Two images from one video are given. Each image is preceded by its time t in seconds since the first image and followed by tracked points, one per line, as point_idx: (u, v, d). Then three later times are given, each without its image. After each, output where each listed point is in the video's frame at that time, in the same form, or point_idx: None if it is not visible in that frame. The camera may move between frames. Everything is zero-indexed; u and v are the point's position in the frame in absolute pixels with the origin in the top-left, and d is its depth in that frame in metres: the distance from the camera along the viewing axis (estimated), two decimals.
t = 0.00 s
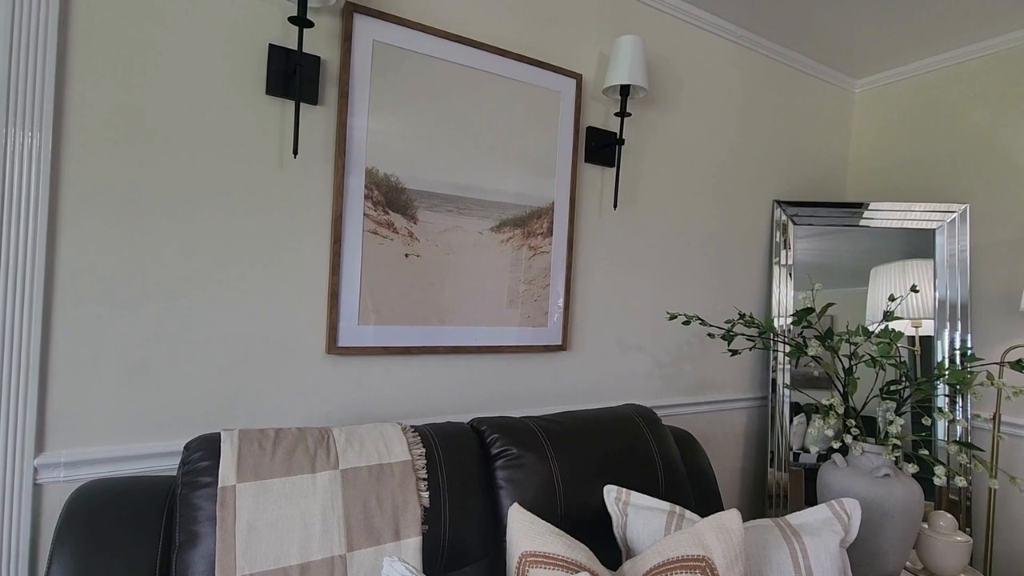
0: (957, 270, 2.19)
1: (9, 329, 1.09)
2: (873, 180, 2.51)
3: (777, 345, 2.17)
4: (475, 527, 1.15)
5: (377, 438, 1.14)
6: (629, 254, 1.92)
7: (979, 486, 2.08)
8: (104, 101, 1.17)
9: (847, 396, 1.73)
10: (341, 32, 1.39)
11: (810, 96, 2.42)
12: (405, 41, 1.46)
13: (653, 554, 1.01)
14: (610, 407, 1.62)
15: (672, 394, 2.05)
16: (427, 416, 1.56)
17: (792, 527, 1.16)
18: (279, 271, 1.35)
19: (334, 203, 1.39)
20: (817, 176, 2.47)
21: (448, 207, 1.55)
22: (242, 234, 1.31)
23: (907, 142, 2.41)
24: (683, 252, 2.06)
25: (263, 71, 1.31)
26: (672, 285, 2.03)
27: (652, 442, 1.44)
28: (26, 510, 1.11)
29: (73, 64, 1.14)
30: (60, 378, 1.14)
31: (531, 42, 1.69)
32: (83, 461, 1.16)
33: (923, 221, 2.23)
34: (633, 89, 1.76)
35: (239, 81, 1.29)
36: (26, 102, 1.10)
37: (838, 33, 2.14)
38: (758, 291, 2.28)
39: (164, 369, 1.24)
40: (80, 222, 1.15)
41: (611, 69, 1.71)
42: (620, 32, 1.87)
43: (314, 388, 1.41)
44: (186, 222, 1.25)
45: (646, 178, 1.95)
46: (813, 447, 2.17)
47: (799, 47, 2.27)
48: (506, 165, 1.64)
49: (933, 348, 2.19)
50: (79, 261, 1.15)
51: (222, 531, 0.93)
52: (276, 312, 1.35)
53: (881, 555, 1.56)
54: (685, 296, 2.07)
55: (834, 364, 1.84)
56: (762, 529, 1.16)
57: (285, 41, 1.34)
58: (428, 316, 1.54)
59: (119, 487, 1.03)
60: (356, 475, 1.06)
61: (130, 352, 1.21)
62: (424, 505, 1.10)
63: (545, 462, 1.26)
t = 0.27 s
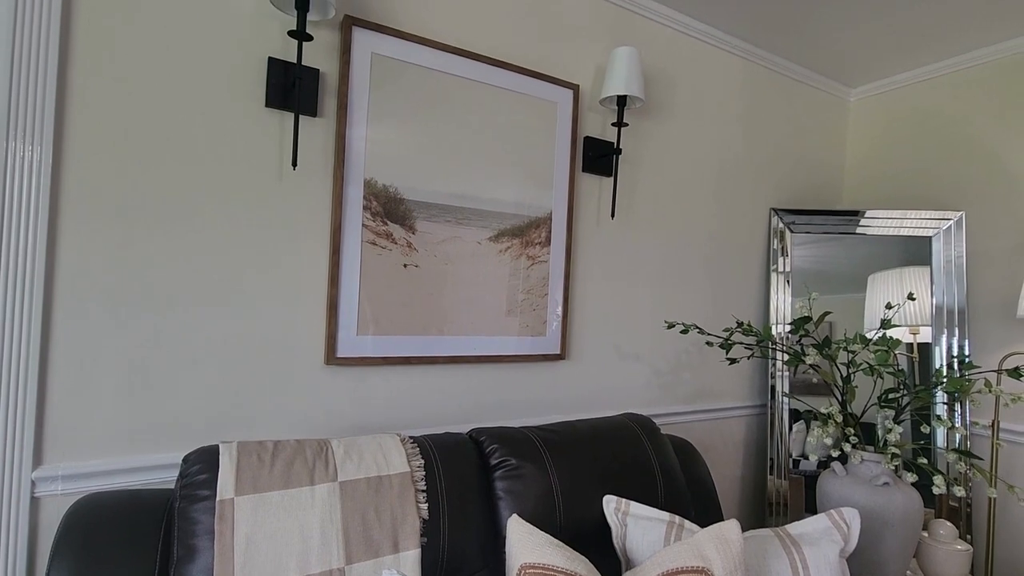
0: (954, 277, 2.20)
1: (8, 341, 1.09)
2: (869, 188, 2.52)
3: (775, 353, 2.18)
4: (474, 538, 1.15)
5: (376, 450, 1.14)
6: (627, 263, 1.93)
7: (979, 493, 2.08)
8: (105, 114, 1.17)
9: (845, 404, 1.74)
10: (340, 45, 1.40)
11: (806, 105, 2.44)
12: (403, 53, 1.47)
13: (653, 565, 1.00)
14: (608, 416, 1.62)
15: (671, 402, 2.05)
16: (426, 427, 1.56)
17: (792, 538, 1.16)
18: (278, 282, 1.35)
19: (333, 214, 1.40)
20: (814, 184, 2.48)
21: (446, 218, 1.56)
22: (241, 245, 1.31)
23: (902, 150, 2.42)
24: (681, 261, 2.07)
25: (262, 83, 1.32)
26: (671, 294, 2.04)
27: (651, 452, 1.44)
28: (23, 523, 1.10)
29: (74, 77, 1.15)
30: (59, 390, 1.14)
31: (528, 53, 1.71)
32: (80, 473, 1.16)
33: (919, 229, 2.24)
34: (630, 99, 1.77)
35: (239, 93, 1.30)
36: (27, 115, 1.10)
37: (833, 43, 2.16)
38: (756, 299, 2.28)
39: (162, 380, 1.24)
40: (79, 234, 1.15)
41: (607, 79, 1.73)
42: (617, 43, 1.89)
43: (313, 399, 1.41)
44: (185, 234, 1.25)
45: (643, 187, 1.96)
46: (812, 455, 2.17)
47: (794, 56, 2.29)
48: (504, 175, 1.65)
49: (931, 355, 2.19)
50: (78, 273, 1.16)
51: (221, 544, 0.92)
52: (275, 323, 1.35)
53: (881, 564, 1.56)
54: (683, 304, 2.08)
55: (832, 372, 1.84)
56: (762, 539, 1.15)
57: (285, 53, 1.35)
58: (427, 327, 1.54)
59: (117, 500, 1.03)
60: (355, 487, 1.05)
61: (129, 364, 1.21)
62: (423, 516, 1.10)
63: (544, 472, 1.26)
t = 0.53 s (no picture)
0: (953, 282, 2.21)
1: (9, 353, 1.09)
2: (867, 194, 2.53)
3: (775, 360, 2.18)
4: (475, 548, 1.15)
5: (376, 460, 1.14)
6: (626, 271, 1.93)
7: (981, 500, 2.07)
8: (106, 125, 1.18)
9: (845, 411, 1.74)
10: (340, 56, 1.41)
11: (803, 113, 2.45)
12: (403, 64, 1.49)
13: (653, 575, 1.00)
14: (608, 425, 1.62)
15: (672, 409, 2.04)
16: (425, 436, 1.56)
17: (793, 546, 1.16)
18: (278, 292, 1.36)
19: (333, 224, 1.40)
20: (812, 191, 2.49)
21: (446, 226, 1.56)
22: (242, 256, 1.31)
23: (900, 156, 2.43)
24: (680, 268, 2.07)
25: (263, 95, 1.33)
26: (670, 301, 2.04)
27: (651, 461, 1.43)
28: (22, 535, 1.10)
29: (76, 89, 1.15)
30: (59, 401, 1.14)
31: (527, 63, 1.72)
32: (80, 484, 1.15)
33: (917, 236, 2.25)
34: (628, 108, 1.78)
35: (239, 105, 1.30)
36: (29, 126, 1.11)
37: (829, 51, 2.17)
38: (755, 306, 2.28)
39: (162, 391, 1.24)
40: (80, 245, 1.16)
41: (605, 88, 1.74)
42: (614, 52, 1.90)
43: (313, 409, 1.40)
44: (185, 245, 1.25)
45: (642, 195, 1.97)
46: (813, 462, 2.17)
47: (791, 65, 2.31)
48: (503, 184, 1.66)
49: (931, 361, 2.19)
50: (79, 283, 1.16)
51: (220, 556, 0.92)
52: (275, 332, 1.36)
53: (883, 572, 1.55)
54: (683, 311, 2.08)
55: (832, 379, 1.84)
56: (763, 547, 1.15)
57: (285, 65, 1.36)
58: (426, 335, 1.54)
59: (116, 512, 1.03)
60: (355, 497, 1.05)
61: (129, 374, 1.21)
62: (423, 527, 1.10)
63: (544, 481, 1.25)
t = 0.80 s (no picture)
0: (953, 287, 2.21)
1: (11, 364, 1.09)
2: (866, 200, 2.54)
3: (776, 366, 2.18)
4: (477, 558, 1.14)
5: (378, 469, 1.14)
6: (627, 278, 1.93)
7: (984, 505, 2.06)
8: (109, 137, 1.19)
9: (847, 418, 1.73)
10: (340, 67, 1.42)
11: (802, 120, 2.46)
12: (403, 74, 1.50)
13: None
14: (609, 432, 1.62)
15: (673, 417, 2.04)
16: (427, 444, 1.56)
17: (797, 554, 1.15)
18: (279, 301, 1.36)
19: (334, 233, 1.41)
20: (811, 196, 2.50)
21: (446, 235, 1.57)
22: (243, 265, 1.32)
23: (899, 162, 2.44)
24: (680, 275, 2.07)
25: (264, 105, 1.34)
26: (670, 308, 2.04)
27: (653, 468, 1.43)
28: (23, 546, 1.10)
29: (79, 99, 1.16)
30: (61, 411, 1.15)
31: (527, 72, 1.73)
32: (82, 495, 1.15)
33: (917, 242, 2.25)
34: (627, 116, 1.79)
35: (241, 116, 1.31)
36: (33, 136, 1.11)
37: (827, 59, 2.19)
38: (756, 312, 2.28)
39: (164, 401, 1.24)
40: (83, 256, 1.16)
41: (605, 97, 1.74)
42: (613, 61, 1.91)
43: (313, 418, 1.40)
44: (188, 255, 1.26)
45: (642, 203, 1.97)
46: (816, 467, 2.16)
47: (790, 72, 2.32)
48: (503, 192, 1.67)
49: (933, 366, 2.19)
50: (81, 293, 1.16)
51: (222, 567, 0.92)
52: (277, 342, 1.36)
53: None
54: (683, 318, 2.08)
55: (834, 386, 1.84)
56: (766, 556, 1.15)
57: (286, 76, 1.37)
58: (427, 344, 1.54)
59: (119, 523, 1.02)
60: (357, 507, 1.05)
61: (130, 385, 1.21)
62: (424, 537, 1.10)
63: (547, 490, 1.25)
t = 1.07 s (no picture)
0: (955, 291, 2.21)
1: (15, 375, 1.10)
2: (867, 205, 2.54)
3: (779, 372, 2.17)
4: (480, 568, 1.14)
5: (380, 479, 1.14)
6: (628, 285, 1.94)
7: (990, 511, 2.05)
8: (114, 149, 1.19)
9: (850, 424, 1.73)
10: (343, 77, 1.43)
11: (802, 126, 2.47)
12: (404, 83, 1.50)
13: None
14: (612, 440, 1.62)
15: (676, 423, 2.04)
16: (429, 453, 1.55)
17: (801, 562, 1.15)
18: (282, 310, 1.36)
19: (336, 242, 1.41)
20: (813, 202, 2.50)
21: (448, 243, 1.57)
22: (246, 275, 1.32)
23: (899, 167, 2.44)
24: (682, 281, 2.07)
25: (267, 116, 1.35)
26: (672, 314, 2.04)
27: (656, 476, 1.43)
28: (26, 557, 1.10)
29: (84, 110, 1.17)
30: (65, 422, 1.15)
31: (528, 81, 1.74)
32: (85, 505, 1.15)
33: (919, 246, 2.25)
34: (628, 124, 1.80)
35: (244, 126, 1.32)
36: (39, 147, 1.12)
37: (827, 65, 2.19)
38: (758, 318, 2.28)
39: (167, 411, 1.24)
40: (87, 267, 1.17)
41: (605, 105, 1.75)
42: (614, 69, 1.92)
43: (316, 427, 1.40)
44: (191, 265, 1.27)
45: (643, 209, 1.98)
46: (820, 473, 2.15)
47: (790, 79, 2.33)
48: (505, 200, 1.67)
49: (937, 371, 2.18)
50: (85, 302, 1.17)
51: None
52: (279, 351, 1.36)
53: None
54: (685, 324, 2.08)
55: (837, 392, 1.84)
56: (770, 564, 1.14)
57: (289, 86, 1.37)
58: (429, 352, 1.54)
59: (123, 534, 1.02)
60: (359, 516, 1.05)
61: (134, 395, 1.21)
62: (427, 546, 1.10)
63: (549, 499, 1.25)
